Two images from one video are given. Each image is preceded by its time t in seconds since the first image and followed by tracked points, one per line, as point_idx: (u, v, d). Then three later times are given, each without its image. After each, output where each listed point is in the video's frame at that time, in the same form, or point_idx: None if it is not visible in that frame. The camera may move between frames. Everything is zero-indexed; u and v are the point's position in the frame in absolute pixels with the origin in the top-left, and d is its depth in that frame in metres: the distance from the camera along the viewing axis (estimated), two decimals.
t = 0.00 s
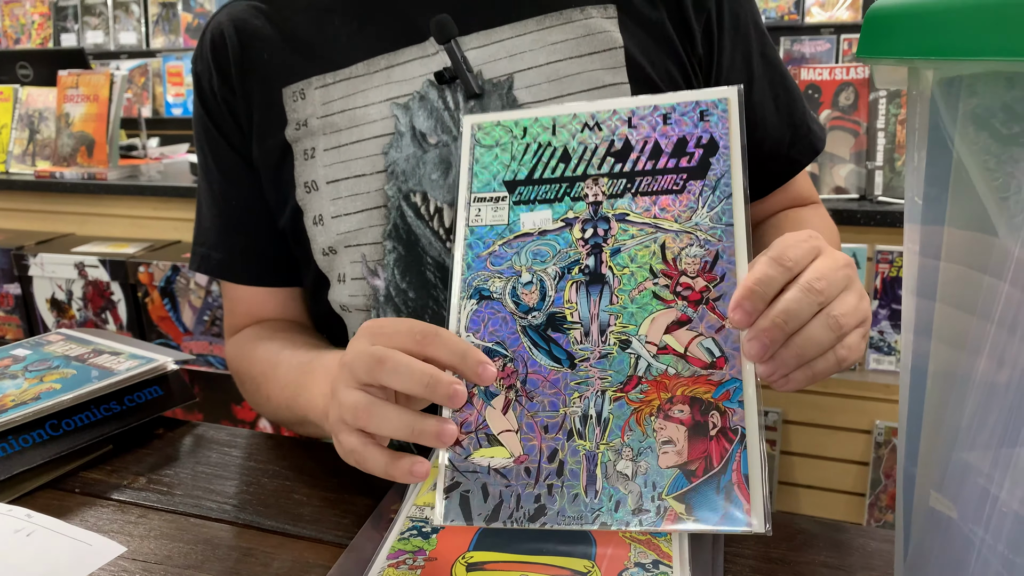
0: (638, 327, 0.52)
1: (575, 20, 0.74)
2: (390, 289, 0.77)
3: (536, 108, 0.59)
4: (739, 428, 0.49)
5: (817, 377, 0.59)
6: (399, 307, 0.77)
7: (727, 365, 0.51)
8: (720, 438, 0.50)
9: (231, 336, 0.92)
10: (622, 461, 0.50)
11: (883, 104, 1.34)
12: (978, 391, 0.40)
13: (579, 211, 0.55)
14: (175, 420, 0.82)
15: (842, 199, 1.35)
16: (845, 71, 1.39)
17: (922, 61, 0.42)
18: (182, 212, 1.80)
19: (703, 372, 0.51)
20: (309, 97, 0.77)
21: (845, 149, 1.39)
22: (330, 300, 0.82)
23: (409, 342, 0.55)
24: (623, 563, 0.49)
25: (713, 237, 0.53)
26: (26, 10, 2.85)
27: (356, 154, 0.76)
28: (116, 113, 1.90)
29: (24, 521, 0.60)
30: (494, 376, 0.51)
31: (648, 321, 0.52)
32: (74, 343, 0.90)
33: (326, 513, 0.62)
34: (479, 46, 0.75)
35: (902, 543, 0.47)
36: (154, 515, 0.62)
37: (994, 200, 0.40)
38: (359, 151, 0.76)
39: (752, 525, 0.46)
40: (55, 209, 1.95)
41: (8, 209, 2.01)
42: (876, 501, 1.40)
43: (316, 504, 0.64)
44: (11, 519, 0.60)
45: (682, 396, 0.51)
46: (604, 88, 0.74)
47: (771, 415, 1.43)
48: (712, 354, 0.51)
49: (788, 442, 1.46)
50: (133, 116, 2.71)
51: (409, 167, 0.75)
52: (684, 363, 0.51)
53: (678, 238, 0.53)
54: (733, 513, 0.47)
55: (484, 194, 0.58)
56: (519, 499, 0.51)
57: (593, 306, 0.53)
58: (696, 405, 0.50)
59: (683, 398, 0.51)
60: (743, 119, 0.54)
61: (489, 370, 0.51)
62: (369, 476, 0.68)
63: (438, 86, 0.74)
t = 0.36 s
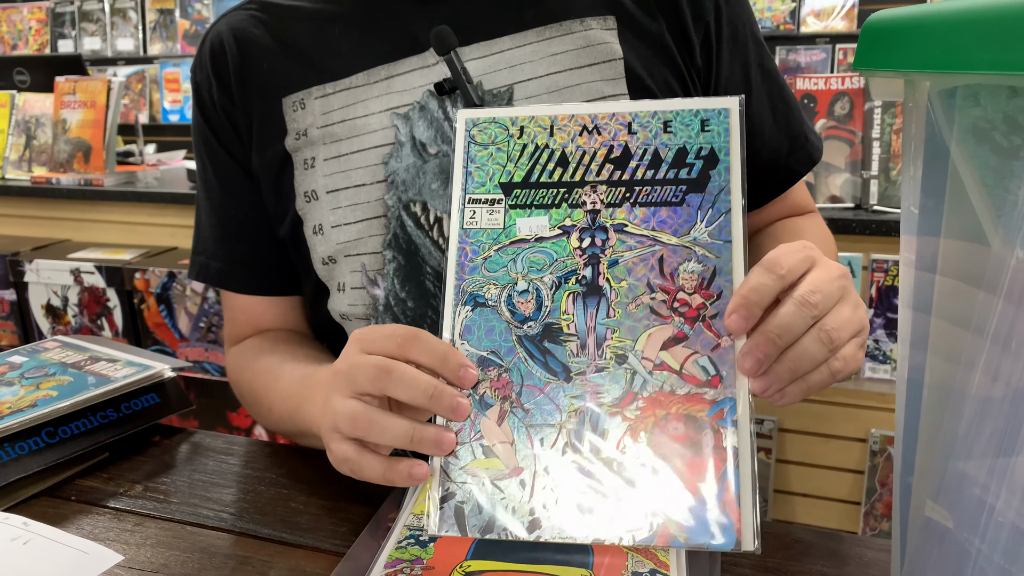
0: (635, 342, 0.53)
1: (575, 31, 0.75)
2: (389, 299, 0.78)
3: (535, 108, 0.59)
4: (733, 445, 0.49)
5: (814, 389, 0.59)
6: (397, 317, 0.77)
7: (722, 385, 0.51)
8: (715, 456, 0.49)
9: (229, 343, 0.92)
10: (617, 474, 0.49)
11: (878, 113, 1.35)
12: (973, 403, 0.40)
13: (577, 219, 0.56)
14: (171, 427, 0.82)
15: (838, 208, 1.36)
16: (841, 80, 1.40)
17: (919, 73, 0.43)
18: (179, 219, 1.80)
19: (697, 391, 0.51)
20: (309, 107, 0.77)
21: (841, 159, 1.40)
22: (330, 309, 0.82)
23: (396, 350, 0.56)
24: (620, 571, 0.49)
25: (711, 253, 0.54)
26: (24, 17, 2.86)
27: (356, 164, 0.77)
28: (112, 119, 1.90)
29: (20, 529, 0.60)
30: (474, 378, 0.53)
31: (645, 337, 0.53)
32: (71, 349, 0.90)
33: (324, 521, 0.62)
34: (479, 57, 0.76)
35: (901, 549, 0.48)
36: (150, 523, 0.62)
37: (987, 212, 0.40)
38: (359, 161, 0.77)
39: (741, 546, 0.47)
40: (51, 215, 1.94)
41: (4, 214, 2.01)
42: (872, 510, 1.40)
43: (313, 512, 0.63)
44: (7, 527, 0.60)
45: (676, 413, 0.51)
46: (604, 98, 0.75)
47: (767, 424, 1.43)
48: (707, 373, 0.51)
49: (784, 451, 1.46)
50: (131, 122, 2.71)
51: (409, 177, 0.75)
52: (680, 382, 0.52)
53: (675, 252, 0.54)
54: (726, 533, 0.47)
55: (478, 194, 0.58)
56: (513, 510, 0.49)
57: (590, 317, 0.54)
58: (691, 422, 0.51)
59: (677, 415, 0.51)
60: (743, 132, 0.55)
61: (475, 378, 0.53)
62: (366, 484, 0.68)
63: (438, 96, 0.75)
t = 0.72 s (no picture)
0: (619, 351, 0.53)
1: (572, 35, 0.76)
2: (385, 302, 0.77)
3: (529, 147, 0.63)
4: (714, 451, 0.50)
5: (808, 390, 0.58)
6: (394, 320, 0.77)
7: (704, 392, 0.51)
8: (697, 460, 0.49)
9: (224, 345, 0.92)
10: (597, 477, 0.49)
11: (874, 119, 1.36)
12: (967, 407, 0.40)
13: (564, 241, 0.58)
14: (167, 429, 0.82)
15: (834, 213, 1.37)
16: (837, 86, 1.41)
17: (915, 77, 0.43)
18: (175, 221, 1.80)
19: (680, 397, 0.51)
20: (306, 111, 0.77)
21: (837, 164, 1.40)
22: (328, 312, 0.82)
23: (373, 356, 0.57)
24: (615, 573, 0.49)
25: (693, 272, 0.55)
26: (21, 18, 2.86)
27: (353, 168, 0.77)
28: (109, 120, 1.90)
29: (13, 531, 0.59)
30: (452, 380, 0.53)
31: (628, 345, 0.53)
32: (66, 351, 0.90)
33: (318, 523, 0.62)
34: (476, 61, 0.76)
35: (895, 550, 0.48)
36: (144, 524, 0.62)
37: (973, 219, 0.40)
38: (356, 164, 0.77)
39: (724, 549, 0.46)
40: (47, 217, 1.94)
41: None
42: (867, 514, 1.40)
43: (308, 514, 0.63)
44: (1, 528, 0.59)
45: (659, 417, 0.51)
46: (601, 103, 0.75)
47: (762, 428, 1.43)
48: (690, 379, 0.52)
49: (779, 455, 1.46)
50: (127, 124, 2.71)
51: (406, 181, 0.75)
52: (661, 388, 0.51)
53: (657, 269, 0.55)
54: (707, 537, 0.47)
55: (470, 218, 0.60)
56: (491, 513, 0.50)
57: (575, 327, 0.54)
58: (673, 427, 0.50)
59: (660, 420, 0.51)
60: (724, 168, 0.58)
61: (452, 382, 0.53)
62: (361, 486, 0.68)
63: (435, 101, 0.75)
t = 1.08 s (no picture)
0: (619, 349, 0.53)
1: (577, 31, 0.76)
2: (388, 300, 0.78)
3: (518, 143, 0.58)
4: (717, 448, 0.50)
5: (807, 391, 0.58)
6: (397, 317, 0.78)
7: (705, 388, 0.52)
8: (701, 458, 0.50)
9: (225, 346, 0.92)
10: (604, 479, 0.50)
11: (874, 122, 1.36)
12: (970, 407, 0.41)
13: (558, 238, 0.56)
14: (167, 430, 0.82)
15: (834, 216, 1.37)
16: (837, 89, 1.42)
17: (917, 81, 0.44)
18: (176, 222, 1.80)
19: (681, 394, 0.52)
20: (309, 107, 0.77)
21: (837, 167, 1.41)
22: (329, 309, 0.82)
23: (373, 359, 0.57)
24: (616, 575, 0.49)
25: (688, 265, 0.54)
26: (21, 19, 2.87)
27: (357, 165, 0.77)
28: (110, 122, 1.90)
29: (15, 531, 0.59)
30: (451, 383, 0.52)
31: (628, 342, 0.53)
32: (67, 351, 0.90)
33: (319, 524, 0.62)
34: (480, 58, 0.76)
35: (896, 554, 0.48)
36: (146, 526, 0.62)
37: (982, 217, 0.40)
38: (360, 161, 0.77)
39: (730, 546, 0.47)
40: (48, 218, 1.94)
41: None
42: (866, 517, 1.40)
43: (308, 516, 0.63)
44: (3, 529, 0.60)
45: (662, 416, 0.51)
46: (605, 100, 0.76)
47: (762, 431, 1.44)
48: (690, 377, 0.52)
49: (779, 458, 1.46)
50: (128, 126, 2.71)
51: (409, 178, 0.75)
52: (662, 385, 0.52)
53: (652, 265, 0.55)
54: (713, 536, 0.48)
55: (461, 218, 0.57)
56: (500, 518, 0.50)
57: (574, 326, 0.54)
58: (676, 425, 0.51)
59: (664, 418, 0.51)
60: (713, 159, 0.55)
61: (449, 386, 0.52)
62: (362, 488, 0.68)
63: (439, 97, 0.75)
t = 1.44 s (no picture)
0: (616, 358, 0.53)
1: (581, 35, 0.76)
2: (391, 302, 0.78)
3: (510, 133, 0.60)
4: (710, 459, 0.50)
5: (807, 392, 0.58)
6: (399, 319, 0.78)
7: (699, 400, 0.52)
8: (694, 469, 0.50)
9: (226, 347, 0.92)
10: (602, 490, 0.50)
11: (874, 125, 1.37)
12: (966, 408, 0.41)
13: (554, 239, 0.56)
14: (167, 431, 0.82)
15: (834, 219, 1.37)
16: (837, 91, 1.42)
17: (915, 84, 0.44)
18: (176, 223, 1.80)
19: (675, 406, 0.52)
20: (312, 110, 0.78)
21: (837, 169, 1.41)
22: (331, 310, 0.82)
23: (370, 366, 0.57)
24: None
25: (684, 273, 0.55)
26: (23, 21, 2.88)
27: (358, 167, 0.77)
28: (111, 123, 1.90)
29: (14, 532, 0.60)
30: (445, 394, 0.53)
31: (624, 353, 0.53)
32: (67, 353, 0.90)
33: (318, 526, 0.62)
34: (484, 61, 0.76)
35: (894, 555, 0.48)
36: (145, 527, 0.62)
37: (979, 222, 0.40)
38: (362, 163, 0.77)
39: (723, 555, 0.48)
40: (48, 219, 1.94)
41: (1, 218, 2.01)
42: (866, 519, 1.40)
43: (308, 517, 0.64)
44: (3, 529, 0.60)
45: (657, 427, 0.51)
46: (609, 104, 0.76)
47: (762, 434, 1.44)
48: (685, 388, 0.52)
49: (779, 461, 1.46)
50: (129, 127, 2.72)
51: (412, 181, 0.76)
52: (659, 396, 0.52)
53: (649, 271, 0.55)
54: (706, 544, 0.48)
55: (456, 218, 0.58)
56: (499, 529, 0.50)
57: (570, 334, 0.54)
58: (671, 437, 0.51)
59: (658, 429, 0.51)
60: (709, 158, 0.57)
61: (444, 396, 0.53)
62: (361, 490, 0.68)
63: (443, 100, 0.75)
